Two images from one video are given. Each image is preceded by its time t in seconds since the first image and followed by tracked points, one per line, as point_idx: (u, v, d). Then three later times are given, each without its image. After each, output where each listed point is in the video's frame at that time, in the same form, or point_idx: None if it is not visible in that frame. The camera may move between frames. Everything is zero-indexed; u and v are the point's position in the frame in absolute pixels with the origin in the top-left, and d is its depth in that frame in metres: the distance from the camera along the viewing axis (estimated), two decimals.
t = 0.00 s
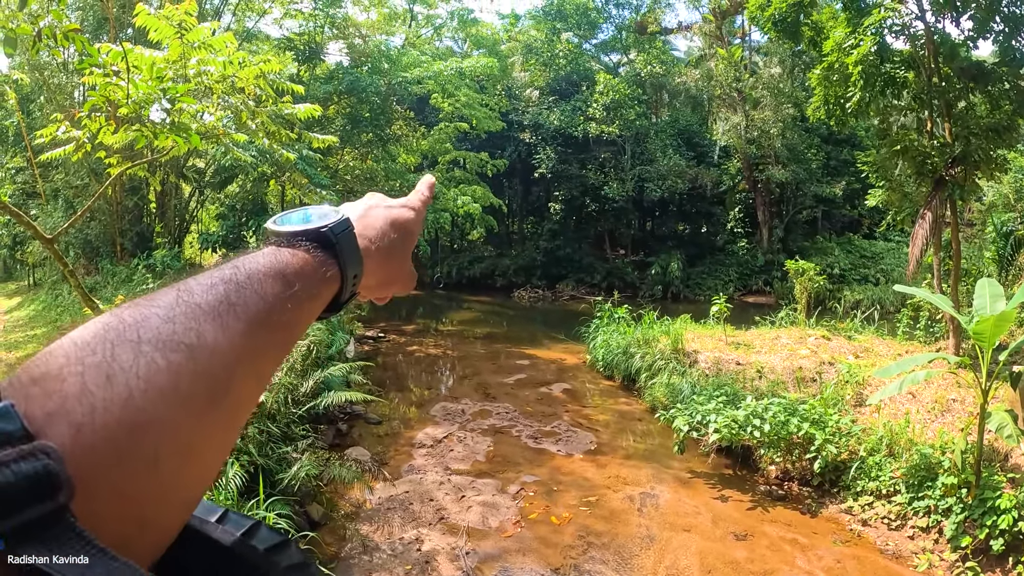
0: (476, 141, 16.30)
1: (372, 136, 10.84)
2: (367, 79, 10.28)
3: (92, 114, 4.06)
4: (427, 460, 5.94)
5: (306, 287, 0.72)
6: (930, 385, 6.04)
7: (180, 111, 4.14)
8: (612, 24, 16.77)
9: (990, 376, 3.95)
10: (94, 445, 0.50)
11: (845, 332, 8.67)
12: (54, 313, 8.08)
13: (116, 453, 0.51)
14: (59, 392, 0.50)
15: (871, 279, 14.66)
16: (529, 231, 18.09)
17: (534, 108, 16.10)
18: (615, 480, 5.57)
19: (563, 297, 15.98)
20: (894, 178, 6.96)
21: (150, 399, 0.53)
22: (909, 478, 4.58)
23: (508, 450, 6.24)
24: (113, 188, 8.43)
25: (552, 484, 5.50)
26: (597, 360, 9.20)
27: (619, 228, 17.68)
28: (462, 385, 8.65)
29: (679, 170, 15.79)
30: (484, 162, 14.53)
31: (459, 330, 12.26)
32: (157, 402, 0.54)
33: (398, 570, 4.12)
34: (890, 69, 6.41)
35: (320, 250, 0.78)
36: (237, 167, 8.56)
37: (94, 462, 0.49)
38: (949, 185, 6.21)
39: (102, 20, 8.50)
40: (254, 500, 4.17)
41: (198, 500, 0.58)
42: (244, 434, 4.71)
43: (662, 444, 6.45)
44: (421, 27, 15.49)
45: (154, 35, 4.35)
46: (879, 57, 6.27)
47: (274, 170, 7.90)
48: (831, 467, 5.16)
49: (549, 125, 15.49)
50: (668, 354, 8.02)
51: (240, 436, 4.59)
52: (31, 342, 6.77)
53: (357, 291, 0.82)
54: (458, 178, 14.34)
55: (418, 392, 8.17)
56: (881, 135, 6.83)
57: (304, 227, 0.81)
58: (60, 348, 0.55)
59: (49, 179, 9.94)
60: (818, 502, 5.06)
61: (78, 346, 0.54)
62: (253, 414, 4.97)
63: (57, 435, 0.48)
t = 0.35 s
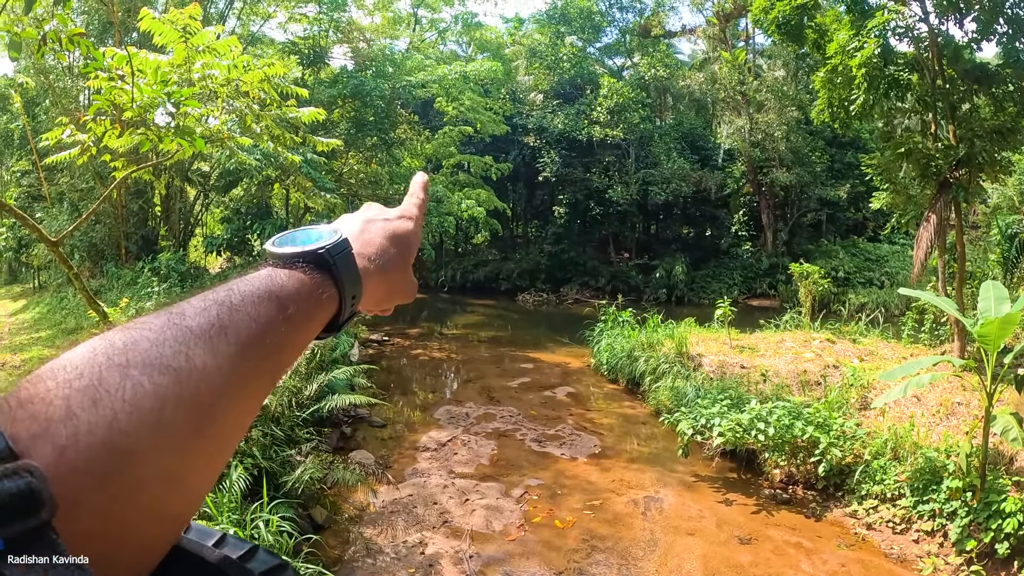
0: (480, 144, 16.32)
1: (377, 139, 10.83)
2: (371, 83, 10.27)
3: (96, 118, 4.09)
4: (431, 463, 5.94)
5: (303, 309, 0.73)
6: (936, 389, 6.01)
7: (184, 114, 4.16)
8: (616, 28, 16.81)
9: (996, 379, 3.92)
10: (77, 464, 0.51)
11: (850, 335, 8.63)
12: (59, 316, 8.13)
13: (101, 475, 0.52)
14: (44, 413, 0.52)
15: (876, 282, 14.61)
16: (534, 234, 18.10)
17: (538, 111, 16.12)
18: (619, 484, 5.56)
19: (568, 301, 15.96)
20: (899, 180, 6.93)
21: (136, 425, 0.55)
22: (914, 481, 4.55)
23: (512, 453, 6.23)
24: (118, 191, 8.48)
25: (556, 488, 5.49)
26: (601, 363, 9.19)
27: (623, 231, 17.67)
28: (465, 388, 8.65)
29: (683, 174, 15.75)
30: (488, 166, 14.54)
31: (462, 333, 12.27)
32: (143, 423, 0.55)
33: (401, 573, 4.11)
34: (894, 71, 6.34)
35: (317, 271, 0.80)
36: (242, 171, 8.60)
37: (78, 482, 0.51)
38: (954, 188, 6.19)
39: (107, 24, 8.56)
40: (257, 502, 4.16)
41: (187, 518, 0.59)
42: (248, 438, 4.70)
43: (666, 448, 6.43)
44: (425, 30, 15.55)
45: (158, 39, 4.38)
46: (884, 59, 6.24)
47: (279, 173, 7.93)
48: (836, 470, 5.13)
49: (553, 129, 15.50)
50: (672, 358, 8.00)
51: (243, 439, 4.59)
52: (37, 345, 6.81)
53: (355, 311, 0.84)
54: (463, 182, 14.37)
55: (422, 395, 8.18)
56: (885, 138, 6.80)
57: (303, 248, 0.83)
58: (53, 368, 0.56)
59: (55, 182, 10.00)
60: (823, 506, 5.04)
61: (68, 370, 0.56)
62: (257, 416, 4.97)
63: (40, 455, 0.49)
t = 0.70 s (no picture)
0: (489, 149, 16.33)
1: (387, 144, 10.85)
2: (380, 88, 10.16)
3: (106, 124, 4.14)
4: (440, 468, 5.94)
5: None
6: (947, 393, 5.94)
7: (192, 120, 4.21)
8: (625, 32, 16.79)
9: (1008, 384, 3.86)
10: None
11: (860, 339, 8.56)
12: (70, 320, 8.22)
13: None
14: None
15: (887, 286, 14.49)
16: (544, 239, 18.11)
17: (547, 116, 16.13)
18: (627, 489, 5.53)
19: (577, 305, 15.92)
20: (908, 183, 6.86)
21: None
22: (923, 487, 4.49)
23: (520, 458, 6.22)
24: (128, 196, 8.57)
25: (564, 492, 5.47)
26: (611, 368, 9.16)
27: (633, 236, 17.63)
28: (474, 392, 8.65)
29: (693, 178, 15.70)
30: (497, 170, 14.55)
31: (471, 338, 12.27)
32: None
33: None
34: (901, 74, 6.30)
35: None
36: (252, 176, 8.67)
37: None
38: (964, 190, 6.13)
39: (117, 31, 8.67)
40: (263, 506, 4.18)
41: None
42: (257, 441, 4.73)
43: (675, 453, 6.40)
44: (434, 36, 15.61)
45: (167, 45, 4.42)
46: (892, 61, 6.19)
47: (288, 178, 7.98)
48: (845, 476, 5.09)
49: (563, 133, 15.49)
50: (682, 362, 7.95)
51: (252, 442, 4.61)
52: (49, 349, 6.89)
53: None
54: (472, 186, 14.40)
55: (432, 399, 8.18)
56: (895, 140, 6.75)
57: None
58: None
59: (68, 188, 10.12)
60: (832, 512, 4.99)
61: None
62: (266, 420, 5.00)
63: None
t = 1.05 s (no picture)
0: (499, 152, 16.38)
1: (395, 149, 10.88)
2: (388, 93, 10.20)
3: (116, 131, 4.20)
4: (448, 471, 5.94)
5: None
6: (959, 395, 5.87)
7: (200, 126, 4.26)
8: (633, 35, 16.64)
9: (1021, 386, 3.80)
10: None
11: (872, 342, 8.49)
12: (82, 324, 8.33)
13: None
14: None
15: (898, 287, 14.36)
16: (553, 242, 18.12)
17: (556, 119, 16.13)
18: (637, 493, 5.50)
19: (587, 309, 15.89)
20: (918, 184, 6.80)
21: None
22: (935, 490, 4.42)
23: (529, 461, 6.21)
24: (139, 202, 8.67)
25: (573, 496, 5.45)
26: (620, 371, 9.13)
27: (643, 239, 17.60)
28: (483, 396, 8.66)
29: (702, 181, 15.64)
30: (506, 174, 14.57)
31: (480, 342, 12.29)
32: None
33: None
34: (909, 74, 6.26)
35: None
36: (262, 181, 8.73)
37: None
38: (975, 190, 6.06)
39: (127, 38, 8.78)
40: (271, 510, 4.19)
41: None
42: (265, 444, 4.73)
43: (685, 456, 6.36)
44: (443, 40, 15.68)
45: (175, 52, 4.48)
46: (901, 61, 6.15)
47: (297, 182, 8.04)
48: (857, 479, 5.03)
49: (571, 137, 15.48)
50: (692, 365, 7.91)
51: (261, 446, 4.63)
52: (62, 353, 6.98)
53: None
54: (482, 190, 14.43)
55: (441, 403, 8.19)
56: (904, 141, 6.70)
57: None
58: None
59: (80, 193, 10.25)
60: (843, 516, 4.94)
61: None
62: (274, 424, 5.02)
63: None
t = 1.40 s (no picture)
0: (505, 156, 16.38)
1: (401, 153, 10.91)
2: (394, 97, 10.23)
3: (121, 134, 4.23)
4: (453, 475, 5.93)
5: None
6: (967, 399, 5.83)
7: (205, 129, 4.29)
8: (638, 38, 16.55)
9: None
10: None
11: (879, 345, 8.44)
12: (88, 327, 8.41)
13: None
14: None
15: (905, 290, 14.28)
16: (559, 246, 18.12)
17: (562, 123, 16.12)
18: (643, 497, 5.47)
19: (593, 313, 15.87)
20: (925, 186, 6.76)
21: None
22: (943, 494, 4.37)
23: (534, 465, 6.19)
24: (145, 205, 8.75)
25: (578, 500, 5.43)
26: (626, 375, 9.10)
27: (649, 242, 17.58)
28: (488, 399, 8.65)
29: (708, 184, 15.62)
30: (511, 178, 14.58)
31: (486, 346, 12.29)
32: None
33: None
34: (916, 76, 6.23)
35: None
36: (268, 185, 8.78)
37: None
38: (982, 193, 6.02)
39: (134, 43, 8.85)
40: (274, 514, 4.19)
41: None
42: (269, 448, 4.74)
43: (691, 460, 6.33)
44: (448, 44, 15.73)
45: (179, 56, 4.50)
46: (906, 62, 6.12)
47: (302, 186, 8.08)
48: (864, 484, 5.00)
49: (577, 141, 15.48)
50: (698, 369, 7.87)
51: (265, 449, 4.63)
52: (67, 356, 7.04)
53: None
54: (488, 194, 14.47)
55: (447, 407, 8.20)
56: (910, 143, 6.66)
57: None
58: None
59: (87, 197, 10.34)
60: (851, 521, 4.89)
61: None
62: (278, 427, 5.03)
63: None
